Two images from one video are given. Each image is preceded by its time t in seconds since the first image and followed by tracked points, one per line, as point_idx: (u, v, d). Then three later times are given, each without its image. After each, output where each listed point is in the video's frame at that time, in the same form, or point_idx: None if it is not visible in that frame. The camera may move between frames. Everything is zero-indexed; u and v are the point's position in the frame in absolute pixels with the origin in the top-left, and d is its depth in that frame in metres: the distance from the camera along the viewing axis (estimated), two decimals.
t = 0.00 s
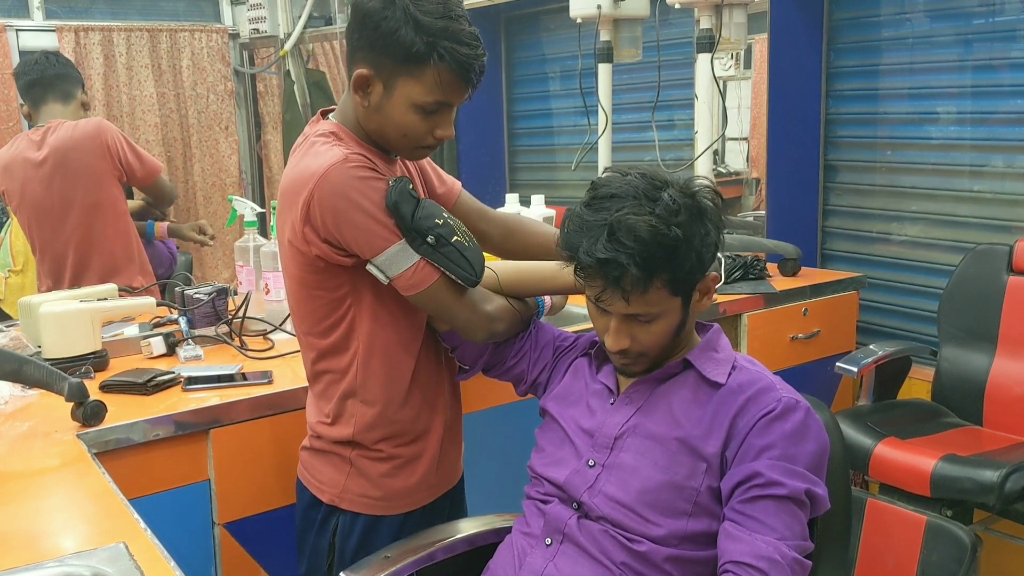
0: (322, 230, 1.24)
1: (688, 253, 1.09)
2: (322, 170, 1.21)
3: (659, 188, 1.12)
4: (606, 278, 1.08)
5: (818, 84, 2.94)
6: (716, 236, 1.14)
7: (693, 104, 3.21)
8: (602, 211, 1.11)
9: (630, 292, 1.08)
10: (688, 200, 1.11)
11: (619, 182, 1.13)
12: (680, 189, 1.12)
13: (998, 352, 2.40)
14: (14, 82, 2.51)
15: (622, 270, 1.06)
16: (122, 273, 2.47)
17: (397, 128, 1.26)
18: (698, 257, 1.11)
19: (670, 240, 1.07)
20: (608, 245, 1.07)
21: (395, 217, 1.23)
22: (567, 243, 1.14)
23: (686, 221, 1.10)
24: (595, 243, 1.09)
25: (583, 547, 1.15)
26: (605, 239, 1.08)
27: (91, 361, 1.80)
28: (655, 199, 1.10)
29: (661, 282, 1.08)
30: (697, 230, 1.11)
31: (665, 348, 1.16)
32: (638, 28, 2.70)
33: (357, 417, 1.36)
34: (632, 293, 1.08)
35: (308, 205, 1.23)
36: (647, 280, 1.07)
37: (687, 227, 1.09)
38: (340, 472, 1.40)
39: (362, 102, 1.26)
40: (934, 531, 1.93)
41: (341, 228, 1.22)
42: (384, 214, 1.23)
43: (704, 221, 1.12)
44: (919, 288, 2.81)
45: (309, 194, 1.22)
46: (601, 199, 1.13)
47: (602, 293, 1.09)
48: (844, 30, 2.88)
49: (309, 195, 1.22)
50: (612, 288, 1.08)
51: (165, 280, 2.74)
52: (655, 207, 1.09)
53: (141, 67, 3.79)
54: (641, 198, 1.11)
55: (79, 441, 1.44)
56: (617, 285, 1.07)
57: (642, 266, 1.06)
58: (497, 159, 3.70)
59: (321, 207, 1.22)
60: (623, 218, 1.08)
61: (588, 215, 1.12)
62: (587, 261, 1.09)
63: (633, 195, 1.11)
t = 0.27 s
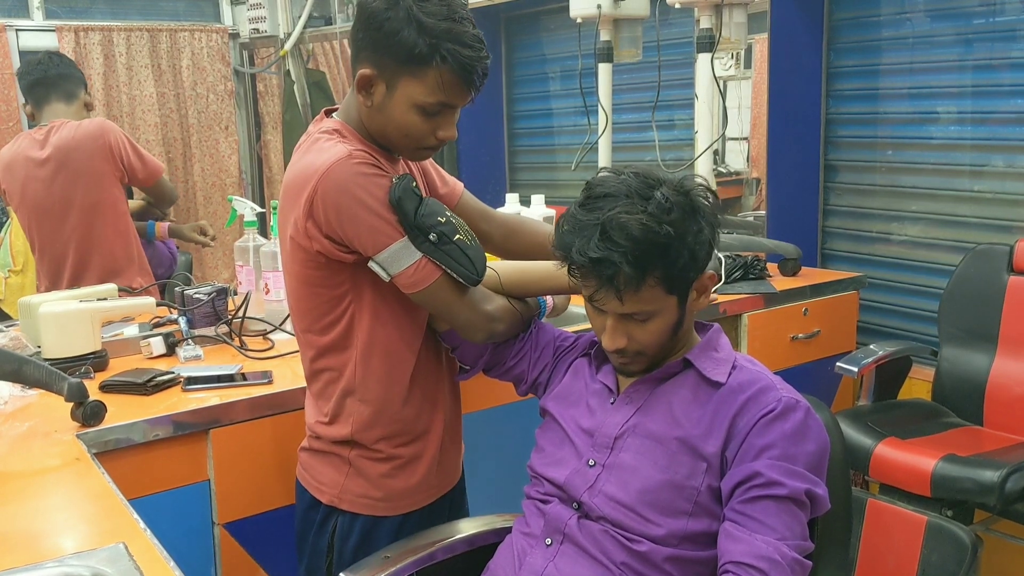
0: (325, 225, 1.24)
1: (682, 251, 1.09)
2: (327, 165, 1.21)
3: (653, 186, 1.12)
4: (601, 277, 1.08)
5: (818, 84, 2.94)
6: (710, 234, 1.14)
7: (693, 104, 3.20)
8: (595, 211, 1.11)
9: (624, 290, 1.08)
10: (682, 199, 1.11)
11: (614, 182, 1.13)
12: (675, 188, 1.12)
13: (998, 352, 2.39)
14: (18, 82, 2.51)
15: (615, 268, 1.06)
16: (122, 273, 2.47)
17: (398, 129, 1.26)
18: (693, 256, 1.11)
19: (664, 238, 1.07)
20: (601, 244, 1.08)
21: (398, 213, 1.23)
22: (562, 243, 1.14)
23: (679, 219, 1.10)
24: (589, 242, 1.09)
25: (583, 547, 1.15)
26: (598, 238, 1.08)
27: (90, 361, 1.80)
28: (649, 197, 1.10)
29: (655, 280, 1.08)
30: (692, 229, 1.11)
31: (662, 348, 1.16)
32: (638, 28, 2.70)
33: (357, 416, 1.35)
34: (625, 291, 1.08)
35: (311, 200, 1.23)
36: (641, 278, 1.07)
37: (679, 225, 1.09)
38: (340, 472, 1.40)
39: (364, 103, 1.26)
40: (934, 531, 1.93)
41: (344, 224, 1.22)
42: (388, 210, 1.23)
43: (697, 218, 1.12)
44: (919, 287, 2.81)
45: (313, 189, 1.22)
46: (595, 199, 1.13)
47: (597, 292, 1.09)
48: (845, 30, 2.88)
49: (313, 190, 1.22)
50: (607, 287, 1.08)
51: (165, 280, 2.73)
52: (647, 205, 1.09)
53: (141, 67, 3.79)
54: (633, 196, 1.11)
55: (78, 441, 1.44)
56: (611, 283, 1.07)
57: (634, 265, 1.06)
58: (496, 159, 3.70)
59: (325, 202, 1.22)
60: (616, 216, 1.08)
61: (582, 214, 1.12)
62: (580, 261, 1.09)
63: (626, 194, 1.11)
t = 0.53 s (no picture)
0: (327, 223, 1.24)
1: (682, 253, 1.09)
2: (328, 163, 1.22)
3: (654, 188, 1.12)
4: (602, 277, 1.08)
5: (818, 84, 2.94)
6: (710, 236, 1.14)
7: (693, 104, 3.21)
8: (595, 212, 1.12)
9: (625, 292, 1.08)
10: (683, 202, 1.11)
11: (614, 183, 1.13)
12: (676, 190, 1.12)
13: (998, 352, 2.40)
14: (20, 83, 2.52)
15: (616, 269, 1.06)
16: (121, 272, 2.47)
17: (400, 130, 1.26)
18: (694, 258, 1.11)
19: (665, 240, 1.07)
20: (602, 245, 1.08)
21: (401, 210, 1.23)
22: (563, 243, 1.14)
23: (680, 221, 1.10)
24: (589, 243, 1.09)
25: (582, 548, 1.15)
26: (599, 239, 1.08)
27: (90, 362, 1.80)
28: (650, 199, 1.10)
29: (656, 281, 1.08)
30: (693, 230, 1.11)
31: (662, 348, 1.16)
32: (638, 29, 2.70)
33: (357, 416, 1.35)
34: (626, 293, 1.08)
35: (313, 198, 1.23)
36: (642, 279, 1.07)
37: (680, 226, 1.09)
38: (340, 473, 1.40)
39: (369, 104, 1.26)
40: (934, 532, 1.94)
41: (345, 222, 1.22)
42: (389, 207, 1.23)
43: (698, 219, 1.12)
44: (919, 288, 2.81)
45: (314, 187, 1.22)
46: (597, 200, 1.13)
47: (598, 293, 1.09)
48: (845, 30, 2.88)
49: (314, 188, 1.22)
50: (608, 287, 1.08)
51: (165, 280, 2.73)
52: (649, 206, 1.09)
53: (141, 68, 3.79)
54: (634, 197, 1.11)
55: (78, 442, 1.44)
56: (612, 284, 1.08)
57: (635, 266, 1.06)
58: (496, 159, 3.70)
59: (326, 200, 1.22)
60: (617, 218, 1.08)
61: (583, 215, 1.12)
62: (581, 262, 1.09)
63: (627, 195, 1.11)
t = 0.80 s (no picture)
0: (326, 221, 1.24)
1: (678, 250, 1.09)
2: (329, 161, 1.22)
3: (648, 186, 1.12)
4: (597, 276, 1.08)
5: (818, 84, 2.94)
6: (707, 233, 1.14)
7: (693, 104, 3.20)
8: (591, 211, 1.12)
9: (620, 290, 1.08)
10: (678, 199, 1.11)
11: (610, 182, 1.13)
12: (671, 187, 1.12)
13: (998, 352, 2.40)
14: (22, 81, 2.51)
15: (612, 268, 1.06)
16: (120, 270, 2.47)
17: (399, 121, 1.26)
18: (690, 255, 1.11)
19: (659, 238, 1.07)
20: (598, 245, 1.08)
21: (400, 210, 1.23)
22: (560, 243, 1.14)
23: (676, 218, 1.09)
24: (585, 243, 1.10)
25: (583, 548, 1.15)
26: (594, 238, 1.09)
27: (90, 362, 1.80)
28: (646, 197, 1.10)
29: (653, 279, 1.08)
30: (689, 228, 1.11)
31: (660, 347, 1.16)
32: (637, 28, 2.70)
33: (356, 415, 1.35)
34: (622, 291, 1.08)
35: (312, 196, 1.23)
36: (638, 278, 1.07)
37: (675, 223, 1.09)
38: (339, 471, 1.40)
39: (366, 99, 1.27)
40: (934, 532, 1.94)
41: (345, 220, 1.22)
42: (388, 206, 1.23)
43: (694, 217, 1.12)
44: (919, 288, 2.81)
45: (314, 184, 1.22)
46: (592, 199, 1.13)
47: (594, 291, 1.09)
48: (845, 30, 2.88)
49: (314, 185, 1.22)
50: (604, 286, 1.08)
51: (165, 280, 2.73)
52: (644, 204, 1.10)
53: (141, 68, 3.79)
54: (629, 196, 1.11)
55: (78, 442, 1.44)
56: (608, 283, 1.08)
57: (631, 264, 1.06)
58: (496, 159, 3.70)
59: (326, 198, 1.22)
60: (611, 216, 1.08)
61: (579, 214, 1.13)
62: (577, 261, 1.09)
63: (622, 194, 1.12)
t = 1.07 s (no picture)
0: (295, 221, 1.24)
1: (684, 262, 1.09)
2: (296, 162, 1.22)
3: (655, 195, 1.11)
4: (601, 286, 1.08)
5: (818, 85, 2.94)
6: (713, 242, 1.13)
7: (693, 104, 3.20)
8: (595, 218, 1.11)
9: (624, 301, 1.08)
10: (684, 208, 1.10)
11: (614, 189, 1.13)
12: (677, 196, 1.11)
13: (998, 353, 2.39)
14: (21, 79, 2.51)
15: (614, 279, 1.07)
16: (123, 276, 2.50)
17: (379, 107, 1.25)
18: (695, 264, 1.10)
19: (665, 249, 1.07)
20: (602, 255, 1.08)
21: (362, 213, 1.22)
22: (564, 250, 1.14)
23: (682, 229, 1.09)
24: (590, 251, 1.09)
25: (582, 549, 1.15)
26: (599, 248, 1.08)
27: (90, 362, 1.80)
28: (650, 207, 1.10)
29: (656, 290, 1.08)
30: (693, 237, 1.10)
31: (663, 353, 1.17)
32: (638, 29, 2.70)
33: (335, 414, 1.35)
34: (625, 302, 1.08)
35: (282, 196, 1.23)
36: (641, 288, 1.07)
37: (680, 235, 1.09)
38: (324, 469, 1.39)
39: (343, 90, 1.26)
40: (934, 532, 1.94)
41: (312, 220, 1.22)
42: (352, 209, 1.22)
43: (700, 227, 1.11)
44: (919, 288, 2.81)
45: (282, 184, 1.23)
46: (597, 205, 1.12)
47: (598, 301, 1.10)
48: (845, 30, 2.88)
49: (282, 187, 1.23)
50: (608, 296, 1.08)
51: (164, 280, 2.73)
52: (649, 214, 1.09)
53: (141, 68, 3.79)
54: (634, 204, 1.10)
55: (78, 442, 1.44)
56: (611, 293, 1.08)
57: (635, 276, 1.06)
58: (497, 159, 3.70)
59: (294, 198, 1.22)
60: (616, 227, 1.08)
61: (584, 221, 1.12)
62: (581, 271, 1.09)
63: (627, 202, 1.11)
